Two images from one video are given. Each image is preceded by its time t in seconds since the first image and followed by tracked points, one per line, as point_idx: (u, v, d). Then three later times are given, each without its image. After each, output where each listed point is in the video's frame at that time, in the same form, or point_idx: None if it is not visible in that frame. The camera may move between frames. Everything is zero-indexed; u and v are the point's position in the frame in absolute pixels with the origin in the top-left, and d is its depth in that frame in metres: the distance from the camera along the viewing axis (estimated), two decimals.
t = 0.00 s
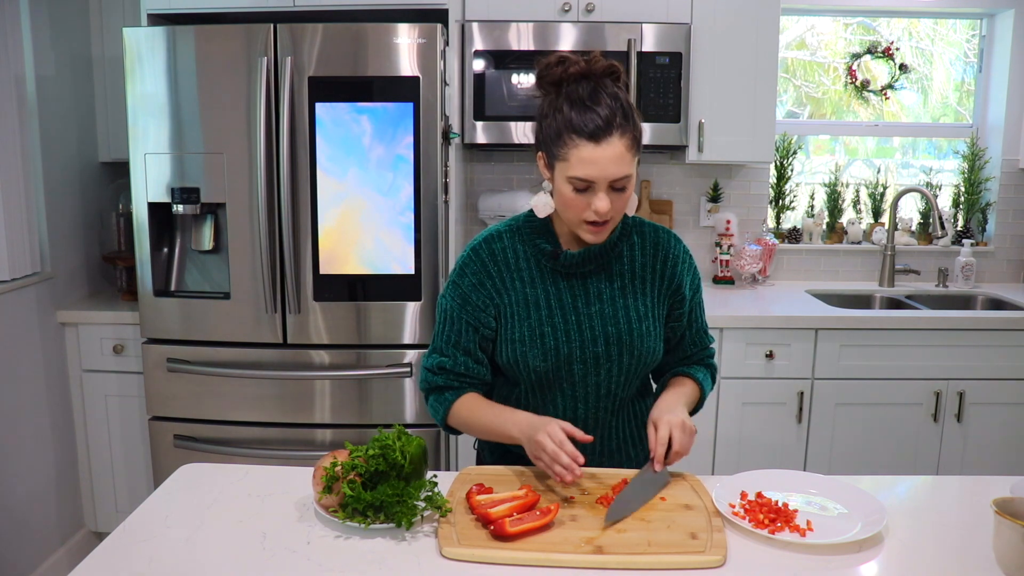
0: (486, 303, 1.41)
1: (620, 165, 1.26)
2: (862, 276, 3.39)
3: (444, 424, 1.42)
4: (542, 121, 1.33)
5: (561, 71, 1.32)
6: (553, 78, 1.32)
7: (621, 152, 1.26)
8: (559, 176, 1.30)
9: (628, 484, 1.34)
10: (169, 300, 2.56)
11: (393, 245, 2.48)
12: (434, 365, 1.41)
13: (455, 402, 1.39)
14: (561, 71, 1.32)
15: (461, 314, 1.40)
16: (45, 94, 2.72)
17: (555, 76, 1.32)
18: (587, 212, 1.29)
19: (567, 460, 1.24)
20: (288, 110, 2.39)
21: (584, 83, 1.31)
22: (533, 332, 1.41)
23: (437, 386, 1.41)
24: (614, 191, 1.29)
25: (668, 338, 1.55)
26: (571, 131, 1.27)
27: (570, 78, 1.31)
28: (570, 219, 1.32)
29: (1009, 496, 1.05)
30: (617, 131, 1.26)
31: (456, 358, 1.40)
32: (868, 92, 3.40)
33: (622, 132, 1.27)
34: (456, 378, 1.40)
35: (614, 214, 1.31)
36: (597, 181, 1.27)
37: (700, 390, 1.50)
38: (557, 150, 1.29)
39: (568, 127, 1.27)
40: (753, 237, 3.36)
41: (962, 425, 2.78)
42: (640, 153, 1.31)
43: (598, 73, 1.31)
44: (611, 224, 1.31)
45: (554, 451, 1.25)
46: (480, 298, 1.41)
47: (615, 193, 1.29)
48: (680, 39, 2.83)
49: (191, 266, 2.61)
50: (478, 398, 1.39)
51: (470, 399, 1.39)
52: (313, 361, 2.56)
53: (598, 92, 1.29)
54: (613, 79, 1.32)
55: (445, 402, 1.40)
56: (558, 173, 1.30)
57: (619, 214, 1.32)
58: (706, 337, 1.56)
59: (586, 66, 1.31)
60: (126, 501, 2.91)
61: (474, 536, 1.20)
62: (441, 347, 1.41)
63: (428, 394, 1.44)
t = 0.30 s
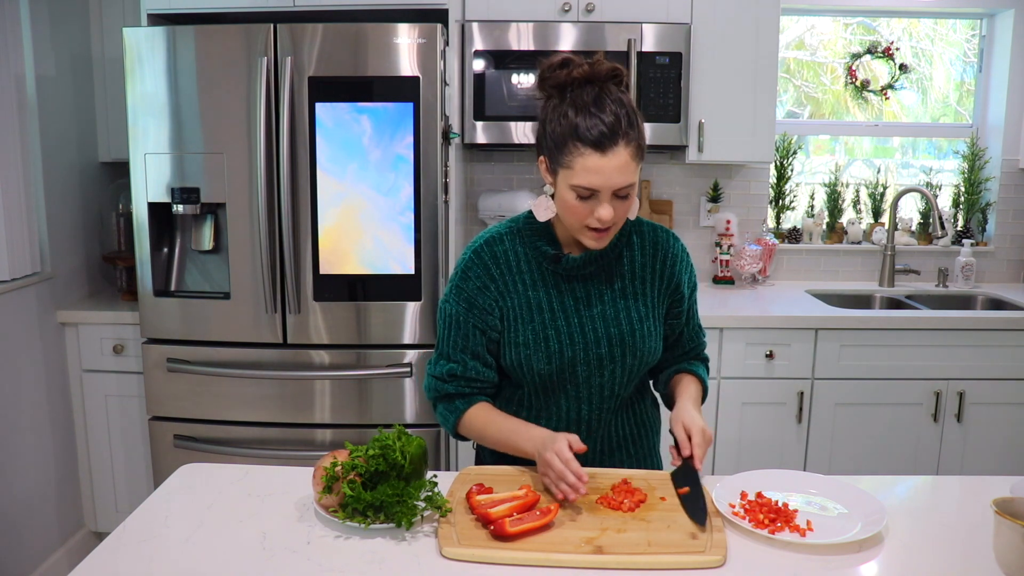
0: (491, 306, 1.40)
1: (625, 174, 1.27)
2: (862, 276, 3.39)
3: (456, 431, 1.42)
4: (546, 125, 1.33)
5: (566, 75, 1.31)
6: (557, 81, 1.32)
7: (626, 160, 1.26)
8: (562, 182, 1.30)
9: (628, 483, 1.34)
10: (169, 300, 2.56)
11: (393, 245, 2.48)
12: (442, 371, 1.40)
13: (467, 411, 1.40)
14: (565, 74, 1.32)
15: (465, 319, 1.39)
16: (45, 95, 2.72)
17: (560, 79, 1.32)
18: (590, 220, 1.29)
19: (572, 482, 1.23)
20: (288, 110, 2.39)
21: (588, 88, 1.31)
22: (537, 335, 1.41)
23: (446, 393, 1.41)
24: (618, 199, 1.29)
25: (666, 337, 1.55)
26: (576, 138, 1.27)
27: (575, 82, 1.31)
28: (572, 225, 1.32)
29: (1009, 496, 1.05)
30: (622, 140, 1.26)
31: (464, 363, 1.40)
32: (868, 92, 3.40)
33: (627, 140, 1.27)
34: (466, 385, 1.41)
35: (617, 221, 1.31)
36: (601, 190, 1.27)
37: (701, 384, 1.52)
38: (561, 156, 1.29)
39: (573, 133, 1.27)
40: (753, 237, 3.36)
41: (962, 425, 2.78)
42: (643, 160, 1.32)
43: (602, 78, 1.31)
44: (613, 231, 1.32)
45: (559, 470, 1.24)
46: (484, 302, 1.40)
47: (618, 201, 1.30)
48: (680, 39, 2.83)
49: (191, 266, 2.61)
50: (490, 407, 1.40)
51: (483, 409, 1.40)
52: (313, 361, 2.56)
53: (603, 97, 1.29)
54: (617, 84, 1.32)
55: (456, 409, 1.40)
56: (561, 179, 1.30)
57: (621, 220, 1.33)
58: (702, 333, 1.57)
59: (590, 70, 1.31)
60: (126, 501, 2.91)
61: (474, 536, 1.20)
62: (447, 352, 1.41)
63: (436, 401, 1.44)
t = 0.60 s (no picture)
0: (493, 307, 1.39)
1: (628, 175, 1.27)
2: (862, 276, 3.39)
3: (472, 439, 1.41)
4: (547, 126, 1.33)
5: (567, 76, 1.31)
6: (559, 82, 1.32)
7: (628, 162, 1.26)
8: (564, 184, 1.29)
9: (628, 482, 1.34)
10: (170, 299, 2.56)
11: (393, 245, 2.48)
12: (451, 376, 1.38)
13: (484, 417, 1.39)
14: (567, 75, 1.31)
15: (471, 320, 1.38)
16: (45, 94, 2.72)
17: (561, 80, 1.32)
18: (592, 221, 1.29)
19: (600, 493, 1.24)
20: (288, 110, 2.39)
21: (590, 90, 1.31)
22: (537, 336, 1.41)
23: (456, 398, 1.39)
24: (619, 201, 1.30)
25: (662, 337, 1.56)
26: (579, 138, 1.26)
27: (577, 83, 1.31)
28: (571, 226, 1.32)
29: (1009, 496, 1.05)
30: (625, 141, 1.26)
31: (476, 365, 1.38)
32: (868, 92, 3.40)
33: (630, 141, 1.27)
34: (479, 388, 1.39)
35: (617, 224, 1.31)
36: (603, 191, 1.27)
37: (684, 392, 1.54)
38: (563, 157, 1.28)
39: (575, 133, 1.27)
40: (753, 237, 3.36)
41: (962, 425, 2.78)
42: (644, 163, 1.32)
43: (604, 80, 1.31)
44: (612, 233, 1.32)
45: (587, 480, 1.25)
46: (486, 302, 1.39)
47: (620, 203, 1.30)
48: (680, 39, 2.83)
49: (191, 266, 2.61)
50: (505, 415, 1.40)
51: (498, 416, 1.39)
52: (313, 361, 2.56)
53: (605, 99, 1.29)
54: (619, 86, 1.32)
55: (471, 417, 1.39)
56: (562, 180, 1.29)
57: (621, 223, 1.33)
58: (696, 335, 1.58)
59: (592, 71, 1.31)
60: (126, 501, 2.91)
61: (474, 536, 1.20)
62: (455, 356, 1.38)
63: (447, 409, 1.42)
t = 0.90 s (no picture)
0: (489, 316, 1.39)
1: (625, 180, 1.27)
2: (862, 276, 3.39)
3: (485, 450, 1.41)
4: (543, 128, 1.32)
5: (564, 77, 1.30)
6: (556, 83, 1.31)
7: (626, 167, 1.27)
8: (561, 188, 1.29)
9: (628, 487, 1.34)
10: (169, 299, 2.56)
11: (393, 246, 2.48)
12: (456, 389, 1.38)
13: (496, 427, 1.40)
14: (563, 77, 1.31)
15: (469, 331, 1.37)
16: (45, 94, 2.72)
17: (557, 82, 1.31)
18: (588, 226, 1.30)
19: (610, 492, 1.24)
20: (288, 110, 2.39)
21: (587, 92, 1.30)
22: (532, 343, 1.41)
23: (462, 410, 1.39)
24: (615, 206, 1.30)
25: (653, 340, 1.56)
26: (577, 143, 1.26)
27: (573, 85, 1.30)
28: (566, 229, 1.32)
29: (1009, 496, 1.05)
30: (623, 147, 1.26)
31: (482, 375, 1.38)
32: (868, 92, 3.40)
33: (629, 146, 1.27)
34: (488, 397, 1.39)
35: (612, 228, 1.32)
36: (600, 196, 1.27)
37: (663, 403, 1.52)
38: (560, 160, 1.28)
39: (573, 138, 1.26)
40: (753, 237, 3.36)
41: (962, 425, 2.78)
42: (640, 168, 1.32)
43: (600, 83, 1.31)
44: (607, 237, 1.32)
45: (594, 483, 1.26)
46: (482, 312, 1.39)
47: (615, 208, 1.30)
48: (680, 39, 2.83)
49: (191, 267, 2.61)
50: (515, 423, 1.41)
51: (509, 424, 1.40)
52: (313, 361, 2.56)
53: (602, 102, 1.29)
54: (616, 89, 1.32)
55: (482, 428, 1.40)
56: (558, 184, 1.29)
57: (616, 227, 1.34)
58: (687, 339, 1.57)
59: (589, 73, 1.30)
60: (126, 501, 2.91)
61: (474, 536, 1.20)
62: (457, 368, 1.38)
63: (457, 424, 1.42)
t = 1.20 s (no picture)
0: (489, 314, 1.39)
1: (629, 172, 1.27)
2: (862, 276, 3.39)
3: (487, 449, 1.41)
4: (542, 126, 1.32)
5: (561, 76, 1.31)
6: (553, 82, 1.31)
7: (628, 159, 1.27)
8: (563, 184, 1.29)
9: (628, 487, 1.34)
10: (170, 299, 2.56)
11: (393, 246, 2.48)
12: (457, 388, 1.38)
13: (498, 426, 1.39)
14: (558, 75, 1.31)
15: (470, 330, 1.37)
16: (45, 94, 2.72)
17: (553, 80, 1.31)
18: (592, 221, 1.29)
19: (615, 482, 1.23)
20: (288, 111, 2.39)
21: (584, 88, 1.31)
22: (532, 342, 1.41)
23: (463, 409, 1.38)
24: (619, 199, 1.30)
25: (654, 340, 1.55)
26: (579, 137, 1.26)
27: (569, 83, 1.30)
28: (570, 225, 1.32)
29: (1009, 496, 1.05)
30: (625, 139, 1.27)
31: (483, 374, 1.38)
32: (868, 92, 3.40)
33: (630, 139, 1.27)
34: (489, 396, 1.39)
35: (616, 222, 1.32)
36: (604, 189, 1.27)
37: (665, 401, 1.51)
38: (562, 157, 1.28)
39: (575, 132, 1.26)
40: (753, 237, 3.36)
41: (962, 425, 2.78)
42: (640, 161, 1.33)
43: (597, 78, 1.31)
44: (612, 231, 1.32)
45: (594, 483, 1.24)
46: (483, 311, 1.39)
47: (618, 201, 1.30)
48: (680, 39, 2.83)
49: (191, 266, 2.61)
50: (517, 420, 1.40)
51: (510, 423, 1.39)
52: (313, 361, 2.56)
53: (601, 97, 1.29)
54: (613, 85, 1.32)
55: (485, 427, 1.39)
56: (561, 180, 1.29)
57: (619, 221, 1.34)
58: (686, 340, 1.57)
59: (585, 70, 1.31)
60: (126, 502, 2.90)
61: (474, 536, 1.20)
62: (458, 367, 1.38)
63: (459, 424, 1.41)
